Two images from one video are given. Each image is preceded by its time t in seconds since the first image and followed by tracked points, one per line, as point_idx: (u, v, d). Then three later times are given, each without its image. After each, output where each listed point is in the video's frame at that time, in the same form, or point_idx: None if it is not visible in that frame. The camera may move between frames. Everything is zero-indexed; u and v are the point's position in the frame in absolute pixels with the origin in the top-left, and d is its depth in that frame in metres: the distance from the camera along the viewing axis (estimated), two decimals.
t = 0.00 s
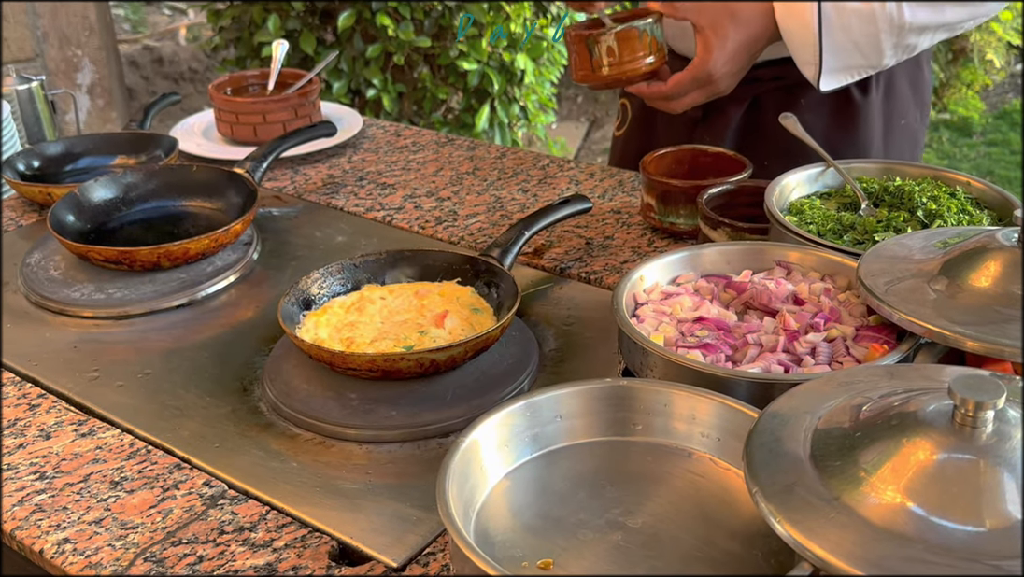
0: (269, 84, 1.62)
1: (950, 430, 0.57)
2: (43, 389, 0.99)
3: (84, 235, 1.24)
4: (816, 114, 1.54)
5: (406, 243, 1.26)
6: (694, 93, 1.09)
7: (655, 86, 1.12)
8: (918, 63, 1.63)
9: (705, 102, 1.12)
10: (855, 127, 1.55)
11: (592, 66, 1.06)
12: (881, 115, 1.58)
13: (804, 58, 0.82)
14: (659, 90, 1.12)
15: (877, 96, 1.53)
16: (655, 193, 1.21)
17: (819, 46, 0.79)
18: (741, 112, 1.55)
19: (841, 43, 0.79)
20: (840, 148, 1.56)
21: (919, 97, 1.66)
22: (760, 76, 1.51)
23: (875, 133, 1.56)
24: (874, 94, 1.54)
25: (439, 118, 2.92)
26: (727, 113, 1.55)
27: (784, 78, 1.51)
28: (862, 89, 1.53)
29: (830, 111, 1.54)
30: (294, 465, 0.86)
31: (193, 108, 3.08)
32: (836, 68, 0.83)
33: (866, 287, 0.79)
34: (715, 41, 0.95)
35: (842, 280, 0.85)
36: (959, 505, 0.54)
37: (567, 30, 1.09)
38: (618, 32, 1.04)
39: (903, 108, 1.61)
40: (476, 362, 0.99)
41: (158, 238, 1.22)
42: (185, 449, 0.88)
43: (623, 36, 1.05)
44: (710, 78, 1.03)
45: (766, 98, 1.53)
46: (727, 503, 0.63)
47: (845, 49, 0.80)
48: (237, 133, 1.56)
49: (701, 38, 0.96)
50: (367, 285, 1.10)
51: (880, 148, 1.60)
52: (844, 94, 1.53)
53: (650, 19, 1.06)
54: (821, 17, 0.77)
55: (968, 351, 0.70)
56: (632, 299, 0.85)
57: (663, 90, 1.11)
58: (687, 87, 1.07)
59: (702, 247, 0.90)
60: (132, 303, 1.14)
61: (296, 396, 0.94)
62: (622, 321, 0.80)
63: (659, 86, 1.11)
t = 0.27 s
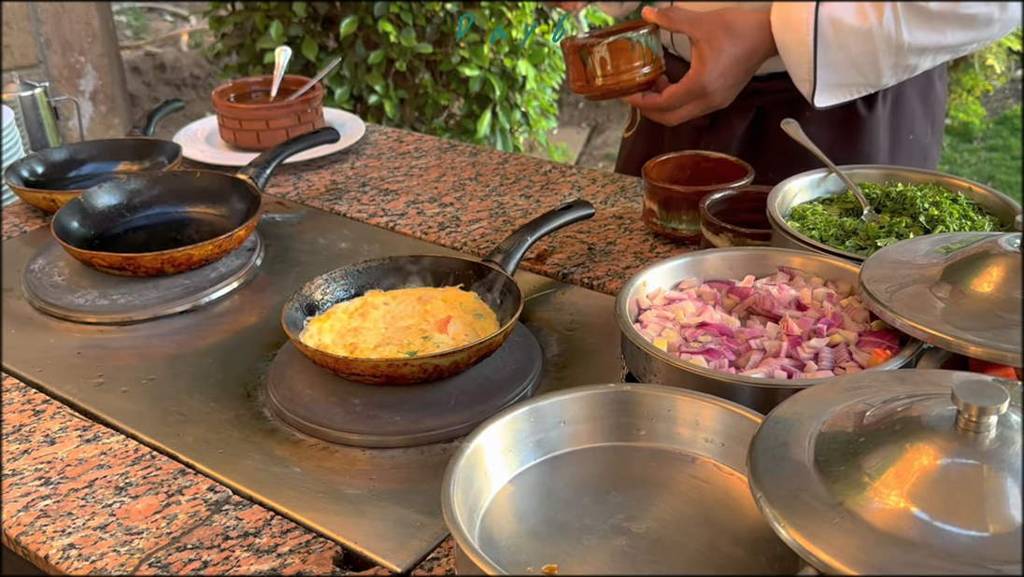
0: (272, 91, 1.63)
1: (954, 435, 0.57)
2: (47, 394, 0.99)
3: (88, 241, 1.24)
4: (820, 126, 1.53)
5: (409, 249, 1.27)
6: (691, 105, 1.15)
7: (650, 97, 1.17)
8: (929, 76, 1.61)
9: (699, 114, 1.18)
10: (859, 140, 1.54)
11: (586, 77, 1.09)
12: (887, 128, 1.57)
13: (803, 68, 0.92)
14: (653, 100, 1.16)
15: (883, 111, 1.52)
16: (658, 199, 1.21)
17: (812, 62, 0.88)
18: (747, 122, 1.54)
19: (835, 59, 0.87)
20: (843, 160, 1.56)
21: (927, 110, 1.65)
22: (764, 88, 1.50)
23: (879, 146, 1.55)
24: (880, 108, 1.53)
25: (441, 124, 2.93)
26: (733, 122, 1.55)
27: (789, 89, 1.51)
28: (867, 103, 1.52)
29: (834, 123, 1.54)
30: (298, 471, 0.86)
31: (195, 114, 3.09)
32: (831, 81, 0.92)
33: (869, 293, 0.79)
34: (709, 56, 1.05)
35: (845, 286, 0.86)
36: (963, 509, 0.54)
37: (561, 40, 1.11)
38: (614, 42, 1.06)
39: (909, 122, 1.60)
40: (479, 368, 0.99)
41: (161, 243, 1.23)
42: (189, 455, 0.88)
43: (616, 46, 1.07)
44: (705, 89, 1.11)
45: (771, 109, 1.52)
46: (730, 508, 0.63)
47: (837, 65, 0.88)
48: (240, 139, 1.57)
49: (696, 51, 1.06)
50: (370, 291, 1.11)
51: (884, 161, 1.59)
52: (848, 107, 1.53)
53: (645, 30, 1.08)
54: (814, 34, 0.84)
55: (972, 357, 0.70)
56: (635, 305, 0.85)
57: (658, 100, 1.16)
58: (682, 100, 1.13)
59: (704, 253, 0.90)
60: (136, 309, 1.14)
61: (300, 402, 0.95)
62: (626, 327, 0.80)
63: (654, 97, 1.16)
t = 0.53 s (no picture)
0: (272, 98, 1.64)
1: (947, 440, 0.58)
2: (47, 400, 1.00)
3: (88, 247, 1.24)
4: (810, 136, 1.53)
5: (407, 255, 1.27)
6: (680, 110, 1.21)
7: (640, 103, 1.21)
8: (921, 88, 1.61)
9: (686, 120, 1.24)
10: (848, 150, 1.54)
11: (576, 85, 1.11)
12: (876, 138, 1.57)
13: (790, 82, 1.05)
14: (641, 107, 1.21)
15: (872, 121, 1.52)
16: (655, 205, 1.22)
17: (800, 71, 1.02)
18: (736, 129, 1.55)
19: (824, 68, 1.01)
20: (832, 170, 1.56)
21: (921, 122, 1.64)
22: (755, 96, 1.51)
23: (869, 157, 1.55)
24: (869, 118, 1.53)
25: (440, 131, 2.94)
26: (721, 129, 1.56)
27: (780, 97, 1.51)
28: (855, 113, 1.52)
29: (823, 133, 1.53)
30: (296, 477, 0.86)
31: (195, 121, 3.09)
32: (818, 95, 1.05)
33: (865, 300, 0.79)
34: (699, 61, 1.14)
35: (841, 292, 0.86)
36: (954, 513, 0.54)
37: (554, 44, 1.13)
38: (605, 49, 1.09)
39: (899, 132, 1.59)
40: (477, 374, 1.00)
41: (160, 250, 1.23)
42: (188, 461, 0.88)
43: (607, 54, 1.09)
44: (694, 96, 1.17)
45: (761, 116, 1.53)
46: (727, 514, 0.64)
47: (818, 85, 1.04)
48: (239, 146, 1.57)
49: (686, 57, 1.15)
50: (369, 297, 1.11)
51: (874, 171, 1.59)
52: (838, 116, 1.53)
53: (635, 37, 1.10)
54: (803, 41, 0.98)
55: (966, 362, 0.70)
56: (632, 311, 0.85)
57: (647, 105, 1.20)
58: (671, 106, 1.19)
59: (701, 259, 0.90)
60: (135, 315, 1.15)
61: (298, 408, 0.95)
62: (622, 333, 0.80)
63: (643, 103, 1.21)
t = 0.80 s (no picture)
0: (270, 106, 1.64)
1: (938, 447, 0.58)
2: (45, 408, 1.00)
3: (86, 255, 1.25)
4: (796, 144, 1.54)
5: (405, 262, 1.28)
6: (665, 119, 1.27)
7: (624, 110, 1.28)
8: (908, 98, 1.62)
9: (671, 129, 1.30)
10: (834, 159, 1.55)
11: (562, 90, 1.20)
12: (862, 147, 1.58)
13: (774, 90, 1.18)
14: (626, 114, 1.27)
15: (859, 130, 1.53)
16: (651, 213, 1.23)
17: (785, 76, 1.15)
18: (723, 137, 1.56)
19: (808, 76, 1.16)
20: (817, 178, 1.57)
21: (907, 132, 1.65)
22: (742, 105, 1.52)
23: (854, 165, 1.56)
24: (855, 127, 1.54)
25: (439, 138, 2.94)
26: (709, 138, 1.57)
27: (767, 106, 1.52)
28: (841, 122, 1.53)
29: (809, 142, 1.54)
30: (293, 484, 0.86)
31: (194, 128, 3.10)
32: (801, 101, 1.19)
33: (858, 307, 0.80)
34: (683, 68, 1.21)
35: (834, 299, 0.87)
36: (945, 519, 0.55)
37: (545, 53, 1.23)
38: (592, 55, 1.18)
39: (886, 142, 1.61)
40: (473, 381, 1.00)
41: (159, 257, 1.24)
42: (186, 468, 0.89)
43: (592, 60, 1.19)
44: (679, 102, 1.23)
45: (748, 125, 1.54)
46: (720, 521, 0.64)
47: (805, 90, 1.17)
48: (238, 153, 1.58)
49: (671, 66, 1.22)
50: (366, 305, 1.12)
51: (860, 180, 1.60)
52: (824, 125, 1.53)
53: (620, 45, 1.20)
54: (786, 52, 1.14)
55: (958, 370, 0.71)
56: (627, 318, 0.86)
57: (632, 114, 1.27)
58: (656, 113, 1.25)
59: (695, 267, 0.91)
60: (133, 322, 1.15)
61: (296, 415, 0.95)
62: (617, 340, 0.81)
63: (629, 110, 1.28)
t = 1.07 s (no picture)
0: (270, 117, 1.66)
1: (923, 455, 0.59)
2: (46, 416, 1.01)
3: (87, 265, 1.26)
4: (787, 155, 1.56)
5: (402, 272, 1.29)
6: (654, 131, 1.29)
7: (614, 121, 1.30)
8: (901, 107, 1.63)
9: (661, 141, 1.31)
10: (825, 171, 1.57)
11: (552, 101, 1.22)
12: (853, 159, 1.60)
13: (764, 101, 1.18)
14: (617, 124, 1.29)
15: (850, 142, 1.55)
16: (646, 223, 1.24)
17: (773, 88, 1.16)
18: (715, 149, 1.57)
19: (797, 89, 1.16)
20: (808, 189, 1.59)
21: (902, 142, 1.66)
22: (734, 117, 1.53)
23: (844, 177, 1.58)
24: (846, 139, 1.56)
25: (438, 148, 2.96)
26: (701, 149, 1.58)
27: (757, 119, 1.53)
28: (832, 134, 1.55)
29: (801, 154, 1.56)
30: (290, 492, 0.87)
31: (194, 138, 3.12)
32: (789, 113, 1.19)
33: (848, 317, 0.81)
34: (673, 80, 1.22)
35: (825, 309, 0.88)
36: (930, 526, 0.56)
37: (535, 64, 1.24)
38: (583, 66, 1.20)
39: (877, 154, 1.63)
40: (469, 390, 1.01)
41: (158, 268, 1.25)
42: (185, 476, 0.90)
43: (582, 72, 1.21)
44: (669, 114, 1.25)
45: (739, 138, 1.55)
46: (711, 528, 0.65)
47: (794, 102, 1.17)
48: (238, 164, 1.59)
49: (661, 77, 1.23)
50: (364, 314, 1.13)
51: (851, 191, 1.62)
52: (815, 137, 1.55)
53: (610, 56, 1.21)
54: (776, 64, 1.13)
55: (946, 379, 0.72)
56: (620, 328, 0.87)
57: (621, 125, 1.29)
58: (646, 124, 1.27)
59: (689, 277, 0.92)
60: (133, 332, 1.16)
61: (294, 424, 0.96)
62: (611, 350, 0.82)
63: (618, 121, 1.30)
